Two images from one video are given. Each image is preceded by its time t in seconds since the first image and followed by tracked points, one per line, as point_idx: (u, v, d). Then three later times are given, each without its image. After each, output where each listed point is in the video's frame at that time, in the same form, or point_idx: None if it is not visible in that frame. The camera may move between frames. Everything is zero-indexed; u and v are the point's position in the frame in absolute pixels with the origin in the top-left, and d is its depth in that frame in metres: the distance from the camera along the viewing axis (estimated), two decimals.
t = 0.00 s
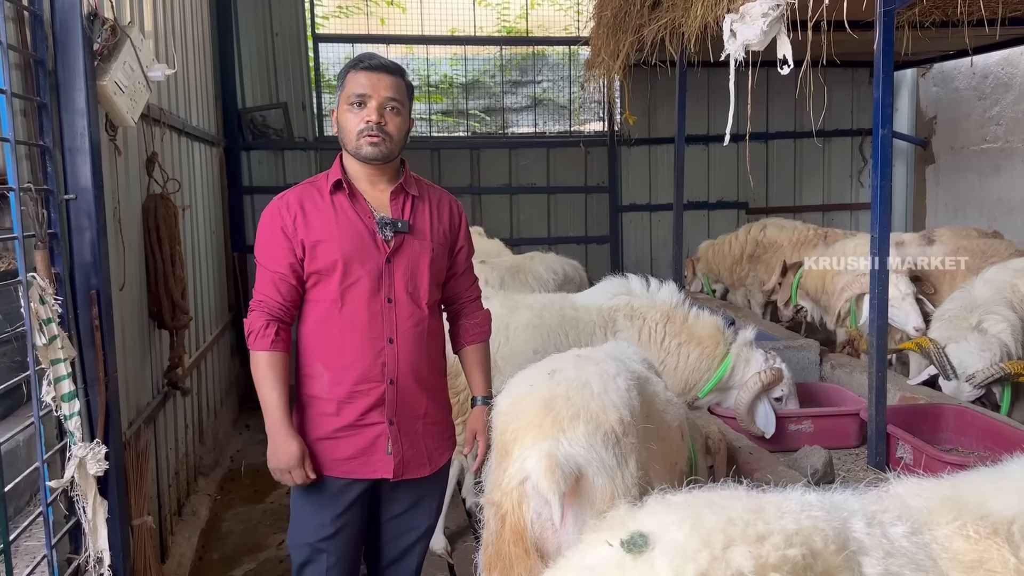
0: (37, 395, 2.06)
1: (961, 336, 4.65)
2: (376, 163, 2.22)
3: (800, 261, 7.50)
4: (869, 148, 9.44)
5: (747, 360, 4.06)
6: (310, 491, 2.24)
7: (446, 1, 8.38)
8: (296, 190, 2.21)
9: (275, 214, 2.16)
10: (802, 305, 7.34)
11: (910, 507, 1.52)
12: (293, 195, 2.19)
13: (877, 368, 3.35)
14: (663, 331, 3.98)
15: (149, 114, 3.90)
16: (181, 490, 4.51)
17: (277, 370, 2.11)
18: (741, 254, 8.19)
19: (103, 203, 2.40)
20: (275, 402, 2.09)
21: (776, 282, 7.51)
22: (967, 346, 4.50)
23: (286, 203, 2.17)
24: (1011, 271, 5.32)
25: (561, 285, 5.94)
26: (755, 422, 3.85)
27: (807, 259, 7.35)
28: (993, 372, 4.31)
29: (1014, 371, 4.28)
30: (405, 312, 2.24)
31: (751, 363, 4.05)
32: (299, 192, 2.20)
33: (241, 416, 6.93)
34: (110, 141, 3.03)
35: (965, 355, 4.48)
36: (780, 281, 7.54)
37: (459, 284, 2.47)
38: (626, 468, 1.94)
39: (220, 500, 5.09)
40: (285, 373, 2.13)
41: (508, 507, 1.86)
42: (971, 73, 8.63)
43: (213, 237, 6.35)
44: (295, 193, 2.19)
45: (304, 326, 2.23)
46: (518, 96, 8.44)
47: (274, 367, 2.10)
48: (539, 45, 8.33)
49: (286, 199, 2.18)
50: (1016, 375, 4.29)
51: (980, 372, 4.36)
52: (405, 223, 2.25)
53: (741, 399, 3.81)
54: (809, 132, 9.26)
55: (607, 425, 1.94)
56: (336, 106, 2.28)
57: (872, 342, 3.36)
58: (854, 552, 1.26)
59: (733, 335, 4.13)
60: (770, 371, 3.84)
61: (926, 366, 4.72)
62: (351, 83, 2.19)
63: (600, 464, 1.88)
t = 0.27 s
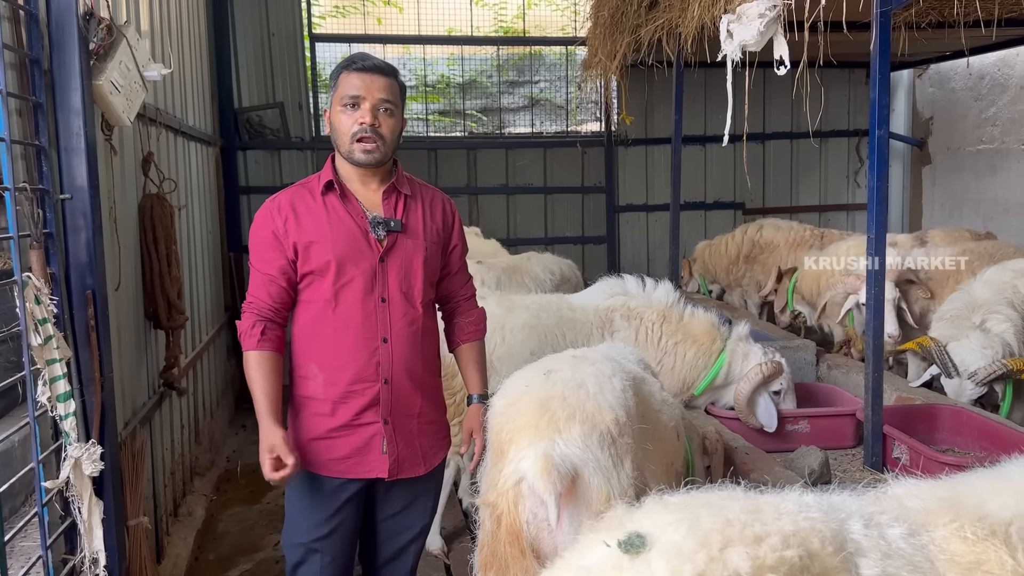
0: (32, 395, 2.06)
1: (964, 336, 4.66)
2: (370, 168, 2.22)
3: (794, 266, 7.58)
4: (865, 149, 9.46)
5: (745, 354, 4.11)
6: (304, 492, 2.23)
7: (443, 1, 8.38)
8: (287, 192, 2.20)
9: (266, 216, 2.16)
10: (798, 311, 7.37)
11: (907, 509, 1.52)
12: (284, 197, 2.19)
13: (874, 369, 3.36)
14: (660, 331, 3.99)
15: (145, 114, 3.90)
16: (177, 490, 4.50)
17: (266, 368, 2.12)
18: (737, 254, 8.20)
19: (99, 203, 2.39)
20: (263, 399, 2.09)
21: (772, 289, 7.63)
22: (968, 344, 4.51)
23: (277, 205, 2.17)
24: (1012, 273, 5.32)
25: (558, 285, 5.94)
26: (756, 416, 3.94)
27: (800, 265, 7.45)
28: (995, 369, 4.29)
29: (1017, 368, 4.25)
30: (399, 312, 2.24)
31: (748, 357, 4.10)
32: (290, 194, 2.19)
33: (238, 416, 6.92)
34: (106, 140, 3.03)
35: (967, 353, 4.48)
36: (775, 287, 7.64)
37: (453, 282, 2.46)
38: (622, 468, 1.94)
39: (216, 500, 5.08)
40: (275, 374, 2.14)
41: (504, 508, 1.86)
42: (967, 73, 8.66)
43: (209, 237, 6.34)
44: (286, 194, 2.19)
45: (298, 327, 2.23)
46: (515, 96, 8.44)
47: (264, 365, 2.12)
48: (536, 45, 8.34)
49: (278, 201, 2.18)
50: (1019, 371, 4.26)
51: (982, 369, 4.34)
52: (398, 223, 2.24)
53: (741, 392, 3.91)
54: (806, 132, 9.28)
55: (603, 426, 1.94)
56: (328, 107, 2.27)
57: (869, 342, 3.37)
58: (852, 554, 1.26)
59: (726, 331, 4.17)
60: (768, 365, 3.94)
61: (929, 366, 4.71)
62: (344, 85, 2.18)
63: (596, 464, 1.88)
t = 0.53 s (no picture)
0: (25, 396, 2.04)
1: (962, 338, 4.67)
2: (362, 164, 2.21)
3: (790, 264, 7.58)
4: (860, 149, 9.48)
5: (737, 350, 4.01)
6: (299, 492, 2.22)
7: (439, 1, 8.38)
8: (284, 192, 2.21)
9: (263, 215, 2.16)
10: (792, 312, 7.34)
11: (905, 510, 1.52)
12: (281, 197, 2.19)
13: (870, 369, 3.37)
14: (653, 331, 3.97)
15: (140, 114, 3.89)
16: (172, 491, 4.49)
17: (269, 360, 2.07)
18: (733, 254, 8.22)
19: (93, 203, 2.38)
20: (278, 390, 2.02)
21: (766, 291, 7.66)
22: (967, 346, 4.53)
23: (273, 204, 2.17)
24: (1003, 274, 5.33)
25: (554, 285, 5.95)
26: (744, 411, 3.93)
27: (795, 266, 7.47)
28: (995, 370, 4.29)
29: (1016, 369, 4.26)
30: (393, 311, 2.23)
31: (741, 353, 4.00)
32: (287, 194, 2.20)
33: (232, 416, 6.90)
34: (101, 140, 3.02)
35: (966, 355, 4.50)
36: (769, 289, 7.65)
37: (448, 283, 2.46)
38: (616, 469, 1.94)
39: (211, 501, 5.07)
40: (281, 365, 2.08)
41: (498, 508, 1.84)
42: (961, 74, 8.69)
43: (204, 237, 6.32)
44: (282, 194, 2.20)
45: (293, 326, 2.22)
46: (511, 97, 8.43)
47: (270, 359, 2.07)
48: (531, 45, 8.34)
49: (274, 200, 2.18)
50: (1018, 373, 4.27)
51: (982, 371, 4.34)
52: (393, 222, 2.23)
53: (732, 388, 3.89)
54: (801, 132, 9.29)
55: (598, 426, 1.94)
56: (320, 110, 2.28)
57: (865, 342, 3.38)
58: (849, 555, 1.26)
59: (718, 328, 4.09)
60: (760, 361, 3.88)
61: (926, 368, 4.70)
62: (331, 86, 2.18)
63: (591, 465, 1.88)
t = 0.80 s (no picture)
0: (19, 397, 2.03)
1: (959, 340, 4.70)
2: (359, 163, 2.21)
3: (785, 263, 7.59)
4: (854, 150, 9.51)
5: (721, 335, 3.97)
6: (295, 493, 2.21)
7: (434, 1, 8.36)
8: (279, 191, 2.20)
9: (257, 214, 2.15)
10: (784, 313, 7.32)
11: (908, 511, 1.52)
12: (276, 196, 2.18)
13: (865, 368, 3.38)
14: (640, 328, 3.97)
15: (135, 113, 3.87)
16: (166, 492, 4.46)
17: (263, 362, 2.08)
18: (727, 254, 8.22)
19: (88, 202, 2.36)
20: (273, 401, 2.06)
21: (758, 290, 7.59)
22: (964, 347, 4.55)
23: (268, 203, 2.16)
24: (997, 273, 5.36)
25: (549, 285, 5.94)
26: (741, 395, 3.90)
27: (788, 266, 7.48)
28: (994, 369, 4.30)
29: (1014, 369, 4.28)
30: (388, 312, 2.22)
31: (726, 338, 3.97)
32: (282, 193, 2.19)
33: (226, 417, 6.87)
34: (95, 139, 3.01)
35: (962, 355, 4.52)
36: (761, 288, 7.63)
37: (444, 284, 2.45)
38: (615, 470, 1.94)
39: (205, 502, 5.05)
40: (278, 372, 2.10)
41: (497, 509, 1.85)
42: (955, 75, 8.73)
43: (199, 236, 6.30)
44: (277, 194, 2.19)
45: (287, 326, 2.21)
46: (506, 96, 8.43)
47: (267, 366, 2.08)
48: (526, 45, 8.34)
49: (269, 199, 2.17)
50: (1016, 372, 4.29)
51: (980, 370, 4.35)
52: (388, 223, 2.23)
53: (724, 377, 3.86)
54: (795, 133, 9.31)
55: (597, 427, 1.94)
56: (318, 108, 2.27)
57: (860, 343, 3.38)
58: (852, 557, 1.27)
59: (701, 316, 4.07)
60: (744, 343, 3.85)
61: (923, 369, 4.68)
62: (331, 85, 2.17)
63: (590, 465, 1.87)
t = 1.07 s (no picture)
0: (11, 401, 2.01)
1: (952, 341, 4.72)
2: (354, 165, 2.20)
3: (778, 263, 7.61)
4: (846, 150, 9.55)
5: (713, 335, 3.97)
6: (294, 497, 2.21)
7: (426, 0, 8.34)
8: (274, 192, 2.19)
9: (251, 216, 2.14)
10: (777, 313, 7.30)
11: (911, 515, 1.52)
12: (271, 197, 2.17)
13: (860, 370, 3.39)
14: (632, 330, 3.97)
15: (126, 113, 3.84)
16: (158, 494, 4.43)
17: (242, 371, 2.10)
18: (720, 255, 8.23)
19: (80, 203, 2.34)
20: (241, 408, 2.08)
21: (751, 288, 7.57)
22: (956, 348, 4.58)
23: (263, 205, 2.15)
24: (989, 275, 5.39)
25: (543, 286, 5.94)
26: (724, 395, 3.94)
27: (781, 264, 7.47)
28: (987, 369, 4.36)
29: (1006, 369, 4.35)
30: (383, 316, 2.21)
31: (717, 338, 3.97)
32: (277, 194, 2.17)
33: (218, 418, 6.83)
34: (87, 139, 2.98)
35: (955, 356, 4.54)
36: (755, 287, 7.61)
37: (439, 287, 2.44)
38: (615, 473, 1.93)
39: (197, 504, 5.01)
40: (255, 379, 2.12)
41: (496, 514, 1.85)
42: (946, 76, 8.78)
43: (190, 237, 6.26)
44: (272, 195, 2.17)
45: (281, 330, 2.21)
46: (498, 96, 8.42)
47: (242, 373, 2.10)
48: (519, 45, 8.33)
49: (263, 201, 2.16)
50: (1008, 373, 4.35)
51: (974, 371, 4.39)
52: (383, 226, 2.21)
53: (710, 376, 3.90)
54: (787, 133, 9.33)
55: (595, 430, 1.93)
56: (314, 108, 2.26)
57: (855, 345, 3.39)
58: (858, 563, 1.27)
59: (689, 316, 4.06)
60: (736, 348, 3.86)
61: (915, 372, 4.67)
62: (327, 85, 2.16)
63: (589, 469, 1.86)
